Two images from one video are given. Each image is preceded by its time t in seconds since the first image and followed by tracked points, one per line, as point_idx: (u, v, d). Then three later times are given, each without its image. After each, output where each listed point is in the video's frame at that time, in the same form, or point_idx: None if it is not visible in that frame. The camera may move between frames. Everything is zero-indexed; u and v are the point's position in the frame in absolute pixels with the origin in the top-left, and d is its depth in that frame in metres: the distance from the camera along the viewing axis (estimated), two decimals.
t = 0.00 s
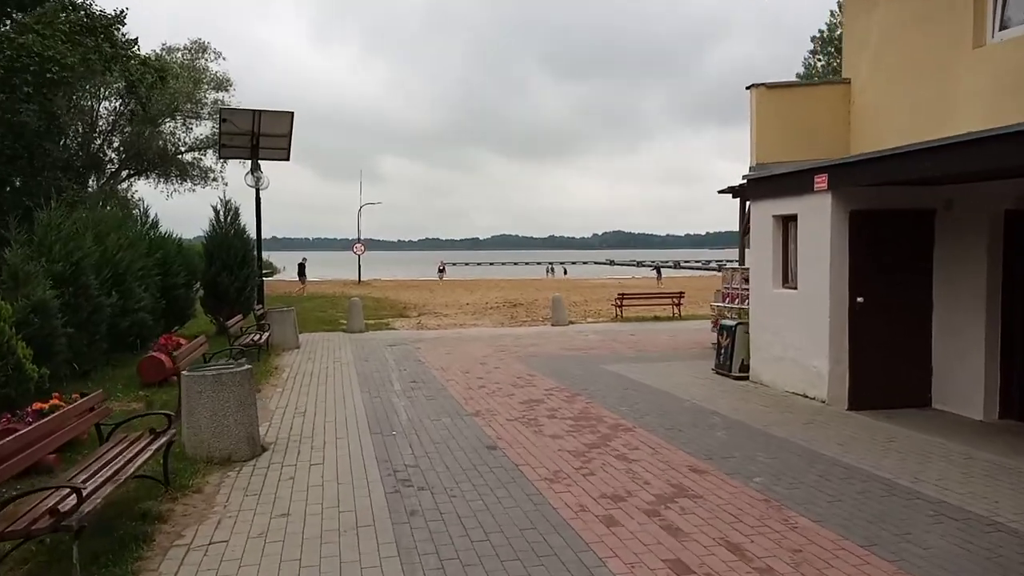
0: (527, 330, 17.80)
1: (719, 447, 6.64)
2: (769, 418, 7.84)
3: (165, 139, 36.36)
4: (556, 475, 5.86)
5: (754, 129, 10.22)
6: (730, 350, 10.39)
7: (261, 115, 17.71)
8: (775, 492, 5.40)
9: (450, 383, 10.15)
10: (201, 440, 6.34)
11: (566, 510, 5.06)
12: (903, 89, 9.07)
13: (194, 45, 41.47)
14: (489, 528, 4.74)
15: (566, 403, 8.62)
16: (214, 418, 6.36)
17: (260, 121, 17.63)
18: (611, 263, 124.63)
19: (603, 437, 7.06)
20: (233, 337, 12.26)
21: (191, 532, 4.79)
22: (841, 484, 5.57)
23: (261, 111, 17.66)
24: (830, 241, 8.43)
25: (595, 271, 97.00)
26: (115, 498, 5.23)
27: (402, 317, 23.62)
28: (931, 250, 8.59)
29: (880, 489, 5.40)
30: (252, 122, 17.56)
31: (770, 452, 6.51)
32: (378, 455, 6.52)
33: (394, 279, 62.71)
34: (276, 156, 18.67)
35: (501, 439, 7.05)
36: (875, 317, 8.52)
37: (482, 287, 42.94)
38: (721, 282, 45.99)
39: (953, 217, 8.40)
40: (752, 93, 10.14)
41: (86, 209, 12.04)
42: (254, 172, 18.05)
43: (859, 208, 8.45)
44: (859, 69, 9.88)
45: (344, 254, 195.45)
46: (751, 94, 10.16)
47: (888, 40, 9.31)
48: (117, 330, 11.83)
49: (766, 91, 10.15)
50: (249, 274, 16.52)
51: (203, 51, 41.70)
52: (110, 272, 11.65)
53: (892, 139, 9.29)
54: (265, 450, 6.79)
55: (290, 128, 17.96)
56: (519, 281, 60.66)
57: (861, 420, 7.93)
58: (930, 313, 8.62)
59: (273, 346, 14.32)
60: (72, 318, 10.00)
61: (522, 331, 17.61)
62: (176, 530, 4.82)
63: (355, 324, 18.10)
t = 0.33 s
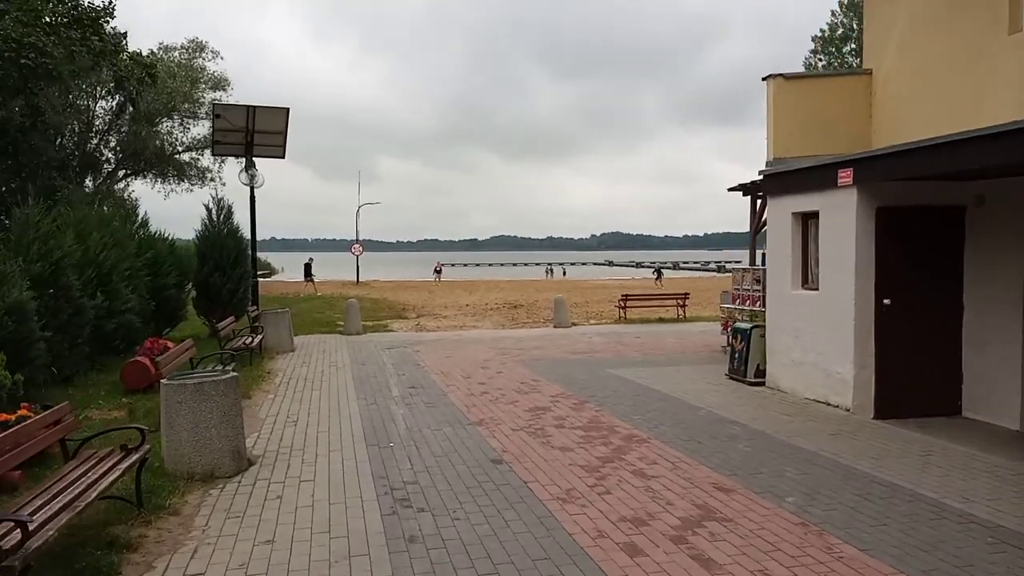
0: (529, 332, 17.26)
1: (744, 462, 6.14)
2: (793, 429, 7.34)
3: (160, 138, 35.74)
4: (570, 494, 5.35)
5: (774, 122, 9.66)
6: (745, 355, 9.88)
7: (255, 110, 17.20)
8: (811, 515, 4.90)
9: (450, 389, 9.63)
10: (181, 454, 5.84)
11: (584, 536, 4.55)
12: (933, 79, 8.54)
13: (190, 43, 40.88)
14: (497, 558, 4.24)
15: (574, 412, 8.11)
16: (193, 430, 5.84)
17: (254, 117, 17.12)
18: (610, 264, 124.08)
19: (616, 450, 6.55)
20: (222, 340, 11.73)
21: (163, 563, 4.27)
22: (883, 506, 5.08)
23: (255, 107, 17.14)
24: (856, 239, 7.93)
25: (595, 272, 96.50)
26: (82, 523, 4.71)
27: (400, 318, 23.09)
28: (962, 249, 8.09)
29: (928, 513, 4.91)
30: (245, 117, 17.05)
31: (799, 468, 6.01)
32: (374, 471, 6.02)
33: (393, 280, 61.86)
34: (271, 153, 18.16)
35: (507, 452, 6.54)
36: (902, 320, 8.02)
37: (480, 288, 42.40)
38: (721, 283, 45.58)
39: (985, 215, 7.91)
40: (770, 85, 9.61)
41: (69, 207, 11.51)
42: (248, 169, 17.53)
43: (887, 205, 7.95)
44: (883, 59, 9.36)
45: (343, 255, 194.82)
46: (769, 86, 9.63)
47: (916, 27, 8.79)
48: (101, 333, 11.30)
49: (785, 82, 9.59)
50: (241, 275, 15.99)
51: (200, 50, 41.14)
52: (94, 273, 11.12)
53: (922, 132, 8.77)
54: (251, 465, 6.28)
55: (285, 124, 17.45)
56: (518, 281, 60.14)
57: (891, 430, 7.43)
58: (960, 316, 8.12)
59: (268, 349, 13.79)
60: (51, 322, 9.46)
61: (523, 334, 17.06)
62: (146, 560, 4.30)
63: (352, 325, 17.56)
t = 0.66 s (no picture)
0: (527, 333, 16.72)
1: (772, 480, 5.60)
2: (819, 440, 6.81)
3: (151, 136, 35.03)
4: (583, 519, 4.80)
5: (792, 112, 9.15)
6: (759, 358, 9.36)
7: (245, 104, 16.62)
8: (857, 545, 4.37)
9: (448, 396, 9.07)
10: (151, 473, 5.26)
11: (603, 572, 3.99)
12: (962, 63, 8.01)
13: (184, 40, 40.24)
14: None
15: (582, 421, 7.57)
16: (164, 447, 5.27)
17: (243, 111, 16.54)
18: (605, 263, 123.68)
19: (631, 465, 6.00)
20: (208, 343, 11.17)
21: None
22: (934, 532, 4.55)
23: (244, 100, 16.56)
24: (883, 235, 7.40)
25: (590, 271, 96.06)
26: (28, 557, 4.13)
27: (395, 319, 22.51)
28: (995, 246, 7.57)
29: (987, 542, 4.38)
30: (235, 111, 16.48)
31: (833, 486, 5.47)
32: (365, 491, 5.46)
33: (387, 279, 61.24)
34: (261, 149, 17.56)
35: (511, 468, 5.98)
36: (932, 322, 7.49)
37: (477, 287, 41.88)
38: (719, 283, 45.08)
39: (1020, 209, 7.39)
40: (788, 72, 9.10)
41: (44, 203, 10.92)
42: (237, 165, 16.94)
43: (916, 198, 7.42)
44: (908, 44, 8.82)
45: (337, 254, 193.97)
46: (786, 73, 9.12)
47: (944, 8, 8.25)
48: (77, 336, 10.71)
49: (803, 69, 9.07)
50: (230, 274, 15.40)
51: (193, 47, 40.51)
52: (70, 272, 10.54)
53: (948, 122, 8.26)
54: (230, 484, 5.71)
55: (276, 118, 16.87)
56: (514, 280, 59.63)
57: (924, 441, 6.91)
58: (993, 317, 7.59)
59: (256, 352, 13.23)
60: (21, 324, 8.87)
61: (522, 334, 16.52)
62: None
63: (345, 326, 16.99)
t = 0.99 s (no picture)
0: (526, 334, 16.13)
1: (799, 497, 5.08)
2: (844, 451, 6.29)
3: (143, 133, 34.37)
4: (593, 544, 4.26)
5: (808, 99, 8.58)
6: (772, 361, 8.84)
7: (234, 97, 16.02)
8: None
9: (444, 401, 8.53)
10: (109, 490, 4.72)
11: None
12: (991, 46, 7.49)
13: (177, 37, 39.59)
14: None
15: (587, 429, 7.04)
16: (124, 461, 4.72)
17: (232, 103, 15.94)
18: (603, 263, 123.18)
19: (642, 479, 5.46)
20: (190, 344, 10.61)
21: None
22: (990, 561, 4.03)
23: (233, 93, 15.97)
24: (911, 230, 6.88)
25: (588, 271, 95.50)
26: None
27: (390, 319, 21.93)
28: None
29: None
30: (223, 104, 15.89)
31: (868, 505, 4.93)
32: (349, 512, 4.91)
33: (384, 280, 60.51)
34: (251, 144, 16.97)
35: (511, 483, 5.44)
36: (962, 323, 6.98)
37: (474, 286, 41.29)
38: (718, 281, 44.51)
39: None
40: (805, 57, 8.54)
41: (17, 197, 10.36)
42: (226, 160, 16.36)
43: (945, 190, 6.90)
44: (931, 27, 8.29)
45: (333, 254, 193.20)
46: (803, 59, 8.55)
47: None
48: (53, 337, 10.16)
49: (821, 55, 8.53)
50: (217, 273, 14.85)
51: (187, 44, 39.87)
52: (45, 270, 9.98)
53: (979, 108, 7.68)
54: (200, 501, 5.16)
55: (266, 111, 16.28)
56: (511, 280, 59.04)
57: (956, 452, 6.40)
58: None
59: (243, 354, 12.67)
60: None
61: (521, 335, 15.98)
62: None
63: (337, 327, 16.43)
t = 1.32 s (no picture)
0: (525, 337, 15.61)
1: (832, 527, 4.58)
2: (873, 470, 5.80)
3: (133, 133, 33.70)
4: None
5: (825, 91, 8.09)
6: (787, 369, 8.36)
7: (221, 92, 15.47)
8: None
9: (439, 413, 8.02)
10: (61, 524, 4.20)
11: None
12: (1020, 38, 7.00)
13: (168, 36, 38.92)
14: None
15: (593, 445, 6.53)
16: (77, 490, 4.20)
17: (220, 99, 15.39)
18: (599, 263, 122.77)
19: (657, 505, 4.96)
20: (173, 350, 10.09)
21: None
22: None
23: (221, 88, 15.42)
24: (941, 231, 6.40)
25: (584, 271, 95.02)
26: None
27: (384, 321, 21.40)
28: None
29: None
30: (211, 100, 15.34)
31: (910, 536, 4.44)
32: (332, 546, 4.40)
33: (379, 280, 59.91)
34: (240, 142, 16.42)
35: (512, 510, 4.93)
36: (994, 330, 6.51)
37: (470, 287, 40.72)
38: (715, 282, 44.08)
39: None
40: (822, 46, 8.06)
41: None
42: (214, 158, 15.82)
43: (977, 188, 6.41)
44: (954, 16, 7.80)
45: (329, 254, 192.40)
46: (821, 48, 8.07)
47: None
48: (27, 343, 9.63)
49: (839, 44, 8.04)
50: (204, 275, 14.32)
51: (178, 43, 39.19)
52: (18, 272, 9.45)
53: (1008, 101, 7.16)
54: (167, 532, 4.65)
55: (255, 108, 15.74)
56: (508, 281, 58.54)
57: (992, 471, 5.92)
58: None
59: (229, 360, 12.15)
60: None
61: (518, 339, 15.47)
62: None
63: (329, 330, 15.90)
